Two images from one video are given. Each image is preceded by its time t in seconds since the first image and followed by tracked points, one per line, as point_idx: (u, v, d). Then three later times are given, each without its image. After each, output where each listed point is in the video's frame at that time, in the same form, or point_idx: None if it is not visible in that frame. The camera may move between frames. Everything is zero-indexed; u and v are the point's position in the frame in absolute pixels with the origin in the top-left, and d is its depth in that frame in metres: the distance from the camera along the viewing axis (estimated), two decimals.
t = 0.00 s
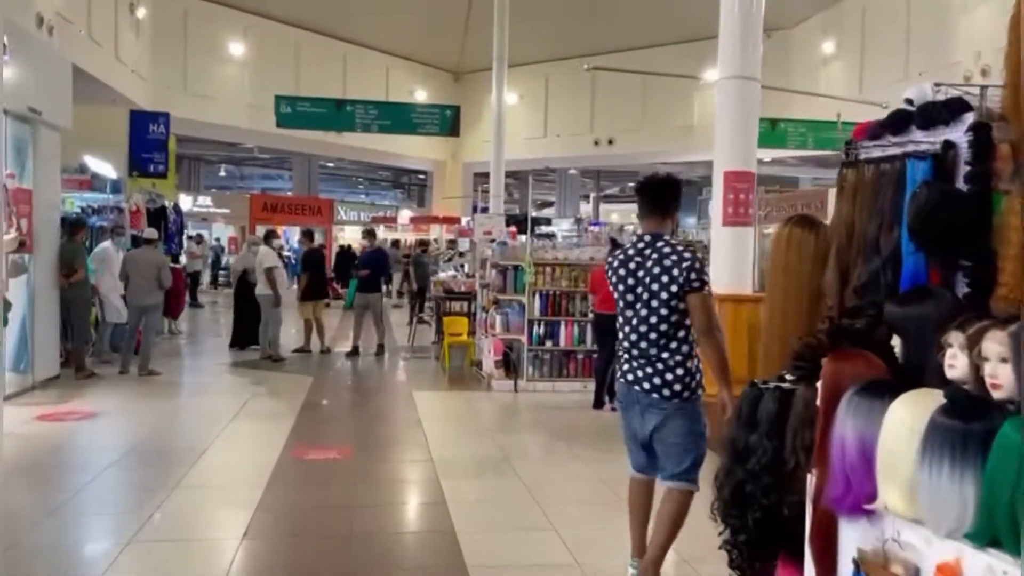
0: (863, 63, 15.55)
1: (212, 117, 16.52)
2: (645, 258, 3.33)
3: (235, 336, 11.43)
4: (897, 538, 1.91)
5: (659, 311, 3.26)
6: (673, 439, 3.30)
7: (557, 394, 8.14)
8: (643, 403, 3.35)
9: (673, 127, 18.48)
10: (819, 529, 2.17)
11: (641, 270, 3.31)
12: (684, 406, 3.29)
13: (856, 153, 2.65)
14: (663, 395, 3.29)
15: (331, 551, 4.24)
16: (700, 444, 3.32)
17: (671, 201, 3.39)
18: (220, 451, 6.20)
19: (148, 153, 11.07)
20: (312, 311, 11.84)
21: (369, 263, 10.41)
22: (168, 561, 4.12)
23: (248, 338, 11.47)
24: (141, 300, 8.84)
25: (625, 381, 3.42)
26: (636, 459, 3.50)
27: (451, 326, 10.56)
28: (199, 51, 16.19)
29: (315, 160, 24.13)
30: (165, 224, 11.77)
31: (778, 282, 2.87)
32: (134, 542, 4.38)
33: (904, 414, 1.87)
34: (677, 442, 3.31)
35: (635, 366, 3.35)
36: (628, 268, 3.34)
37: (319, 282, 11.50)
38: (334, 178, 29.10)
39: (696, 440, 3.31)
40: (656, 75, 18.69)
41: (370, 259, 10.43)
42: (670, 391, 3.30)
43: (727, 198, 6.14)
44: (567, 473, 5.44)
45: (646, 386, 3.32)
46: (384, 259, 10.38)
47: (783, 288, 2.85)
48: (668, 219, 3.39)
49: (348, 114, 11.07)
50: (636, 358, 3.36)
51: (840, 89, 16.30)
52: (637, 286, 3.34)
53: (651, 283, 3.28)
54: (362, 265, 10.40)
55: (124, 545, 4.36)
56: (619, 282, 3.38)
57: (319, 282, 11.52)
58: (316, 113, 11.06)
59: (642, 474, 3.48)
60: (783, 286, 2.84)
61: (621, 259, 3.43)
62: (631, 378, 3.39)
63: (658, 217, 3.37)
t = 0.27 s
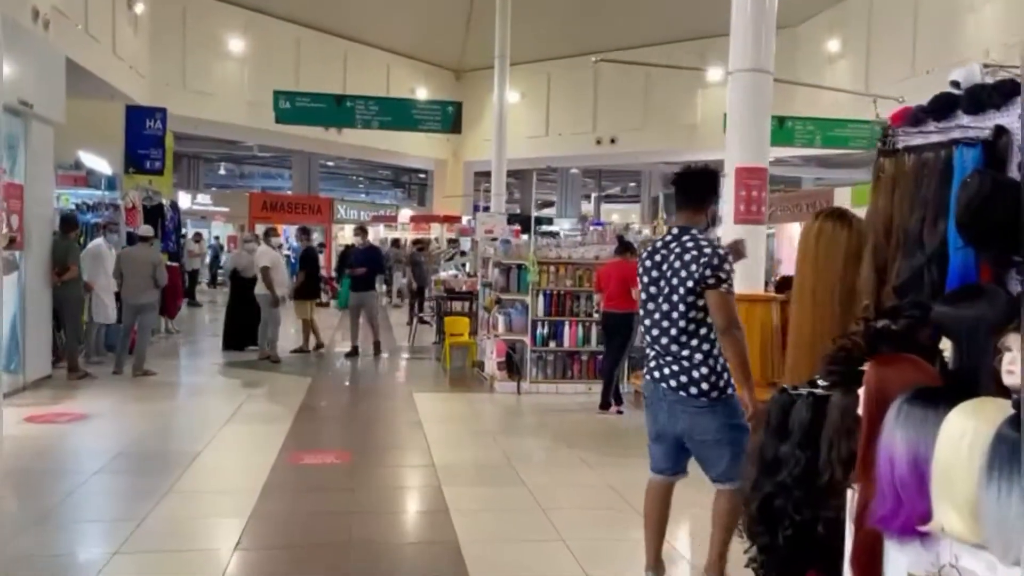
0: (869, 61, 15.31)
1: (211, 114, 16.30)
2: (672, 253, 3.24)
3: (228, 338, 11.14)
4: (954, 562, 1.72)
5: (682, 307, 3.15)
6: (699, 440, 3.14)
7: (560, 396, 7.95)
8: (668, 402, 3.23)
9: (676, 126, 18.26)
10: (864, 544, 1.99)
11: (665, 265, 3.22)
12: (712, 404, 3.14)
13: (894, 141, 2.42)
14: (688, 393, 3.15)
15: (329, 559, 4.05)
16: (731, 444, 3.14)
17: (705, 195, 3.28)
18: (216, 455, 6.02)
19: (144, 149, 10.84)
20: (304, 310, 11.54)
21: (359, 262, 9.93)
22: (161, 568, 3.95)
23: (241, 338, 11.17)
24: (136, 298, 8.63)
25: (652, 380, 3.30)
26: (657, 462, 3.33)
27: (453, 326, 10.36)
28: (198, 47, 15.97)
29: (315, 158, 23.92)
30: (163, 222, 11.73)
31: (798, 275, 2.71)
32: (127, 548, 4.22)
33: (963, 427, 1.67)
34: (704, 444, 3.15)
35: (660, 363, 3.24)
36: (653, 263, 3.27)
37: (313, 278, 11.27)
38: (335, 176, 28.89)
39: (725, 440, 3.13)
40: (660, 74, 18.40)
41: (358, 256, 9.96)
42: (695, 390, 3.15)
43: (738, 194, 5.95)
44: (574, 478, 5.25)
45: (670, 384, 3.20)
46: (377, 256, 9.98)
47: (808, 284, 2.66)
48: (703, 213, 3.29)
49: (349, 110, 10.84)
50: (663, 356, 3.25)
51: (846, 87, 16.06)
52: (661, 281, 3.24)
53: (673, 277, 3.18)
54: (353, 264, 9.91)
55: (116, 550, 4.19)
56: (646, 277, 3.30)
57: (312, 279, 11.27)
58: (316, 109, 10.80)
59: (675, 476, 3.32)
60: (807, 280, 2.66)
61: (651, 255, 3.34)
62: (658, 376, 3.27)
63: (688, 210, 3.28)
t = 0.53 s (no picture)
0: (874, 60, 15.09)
1: (209, 112, 16.08)
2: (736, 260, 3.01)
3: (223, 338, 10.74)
4: None
5: (747, 319, 2.94)
6: (755, 455, 2.95)
7: (565, 400, 7.74)
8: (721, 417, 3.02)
9: (679, 125, 18.03)
10: None
11: (728, 272, 3.00)
12: (771, 422, 2.94)
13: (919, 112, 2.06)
14: (746, 408, 2.96)
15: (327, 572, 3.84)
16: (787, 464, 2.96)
17: (776, 201, 3.03)
18: (212, 460, 5.81)
19: (140, 146, 10.61)
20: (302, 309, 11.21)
21: (356, 260, 9.68)
22: None
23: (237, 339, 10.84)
24: (131, 298, 8.46)
25: (706, 392, 3.08)
26: (700, 473, 3.15)
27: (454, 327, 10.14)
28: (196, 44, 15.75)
29: (314, 157, 23.71)
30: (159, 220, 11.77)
31: (837, 278, 2.50)
32: (117, 559, 4.01)
33: None
34: (760, 459, 2.97)
35: (717, 375, 3.03)
36: (716, 268, 3.04)
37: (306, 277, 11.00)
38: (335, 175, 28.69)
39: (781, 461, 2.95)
40: (662, 75, 18.14)
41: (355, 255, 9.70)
42: (755, 402, 2.97)
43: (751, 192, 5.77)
44: (581, 486, 5.05)
45: (727, 399, 2.99)
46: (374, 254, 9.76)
47: (848, 287, 2.43)
48: (771, 221, 3.03)
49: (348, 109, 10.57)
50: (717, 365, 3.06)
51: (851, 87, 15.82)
52: (723, 289, 3.02)
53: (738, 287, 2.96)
54: (350, 264, 9.67)
55: (106, 561, 4.00)
56: (705, 283, 3.08)
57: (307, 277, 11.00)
58: (315, 105, 10.51)
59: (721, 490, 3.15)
60: (847, 282, 2.44)
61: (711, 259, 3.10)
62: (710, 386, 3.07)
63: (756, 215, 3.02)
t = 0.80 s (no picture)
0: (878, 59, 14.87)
1: (206, 111, 15.87)
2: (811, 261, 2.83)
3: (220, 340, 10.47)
4: None
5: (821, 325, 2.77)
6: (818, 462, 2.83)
7: (567, 405, 7.56)
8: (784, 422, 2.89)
9: (679, 125, 17.82)
10: None
11: (805, 273, 2.83)
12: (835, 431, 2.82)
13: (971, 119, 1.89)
14: (809, 414, 2.83)
15: None
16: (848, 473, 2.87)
17: (856, 201, 2.83)
18: (204, 469, 5.64)
19: (133, 144, 10.43)
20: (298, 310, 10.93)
21: (354, 261, 9.50)
22: None
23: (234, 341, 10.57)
24: (124, 300, 8.25)
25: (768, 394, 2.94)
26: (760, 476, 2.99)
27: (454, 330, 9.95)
28: (192, 42, 15.53)
29: (313, 156, 23.53)
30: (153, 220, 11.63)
31: (863, 286, 2.32)
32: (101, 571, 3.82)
33: None
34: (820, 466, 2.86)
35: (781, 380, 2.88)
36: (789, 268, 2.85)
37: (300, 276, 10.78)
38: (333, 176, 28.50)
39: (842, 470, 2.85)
40: (663, 74, 17.93)
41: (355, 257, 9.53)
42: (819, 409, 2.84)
43: (761, 193, 5.58)
44: (586, 496, 4.86)
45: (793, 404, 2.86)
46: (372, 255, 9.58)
47: (875, 297, 2.27)
48: (848, 222, 2.84)
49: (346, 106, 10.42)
50: (780, 368, 2.92)
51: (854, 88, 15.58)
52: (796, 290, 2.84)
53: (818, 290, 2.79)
54: (349, 265, 9.49)
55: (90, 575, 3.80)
56: (775, 282, 2.90)
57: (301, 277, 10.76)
58: (312, 103, 10.30)
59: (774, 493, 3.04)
60: (873, 292, 2.28)
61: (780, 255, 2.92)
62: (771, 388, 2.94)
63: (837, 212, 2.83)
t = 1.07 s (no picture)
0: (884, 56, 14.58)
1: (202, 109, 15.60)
2: (861, 255, 2.51)
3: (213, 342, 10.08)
4: None
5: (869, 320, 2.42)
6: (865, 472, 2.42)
7: (568, 406, 7.37)
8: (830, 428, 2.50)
9: (679, 124, 17.53)
10: None
11: (856, 268, 2.50)
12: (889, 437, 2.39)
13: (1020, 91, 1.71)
14: (855, 418, 2.44)
15: None
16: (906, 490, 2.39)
17: (906, 191, 2.54)
18: (193, 474, 5.41)
19: (126, 140, 10.25)
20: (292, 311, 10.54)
21: (353, 259, 9.33)
22: None
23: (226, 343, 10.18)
24: (114, 298, 8.04)
25: (811, 398, 2.57)
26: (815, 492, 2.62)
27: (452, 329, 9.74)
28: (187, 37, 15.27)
29: (310, 154, 23.32)
30: (147, 216, 11.48)
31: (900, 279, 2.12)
32: None
33: None
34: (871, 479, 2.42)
35: (825, 380, 2.52)
36: (836, 260, 2.54)
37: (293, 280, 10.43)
38: (331, 174, 28.28)
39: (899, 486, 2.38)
40: (664, 73, 17.65)
41: (355, 253, 9.35)
42: (866, 414, 2.43)
43: (770, 189, 5.37)
44: (591, 505, 4.64)
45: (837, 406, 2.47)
46: (370, 252, 9.39)
47: (913, 296, 2.07)
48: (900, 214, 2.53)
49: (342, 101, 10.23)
50: (826, 368, 2.54)
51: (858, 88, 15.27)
52: (848, 286, 2.50)
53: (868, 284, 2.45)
54: (347, 262, 9.33)
55: None
56: (822, 277, 2.57)
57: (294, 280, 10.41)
58: (308, 99, 10.08)
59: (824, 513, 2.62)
60: (910, 290, 2.07)
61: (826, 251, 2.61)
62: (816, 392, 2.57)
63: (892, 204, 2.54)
